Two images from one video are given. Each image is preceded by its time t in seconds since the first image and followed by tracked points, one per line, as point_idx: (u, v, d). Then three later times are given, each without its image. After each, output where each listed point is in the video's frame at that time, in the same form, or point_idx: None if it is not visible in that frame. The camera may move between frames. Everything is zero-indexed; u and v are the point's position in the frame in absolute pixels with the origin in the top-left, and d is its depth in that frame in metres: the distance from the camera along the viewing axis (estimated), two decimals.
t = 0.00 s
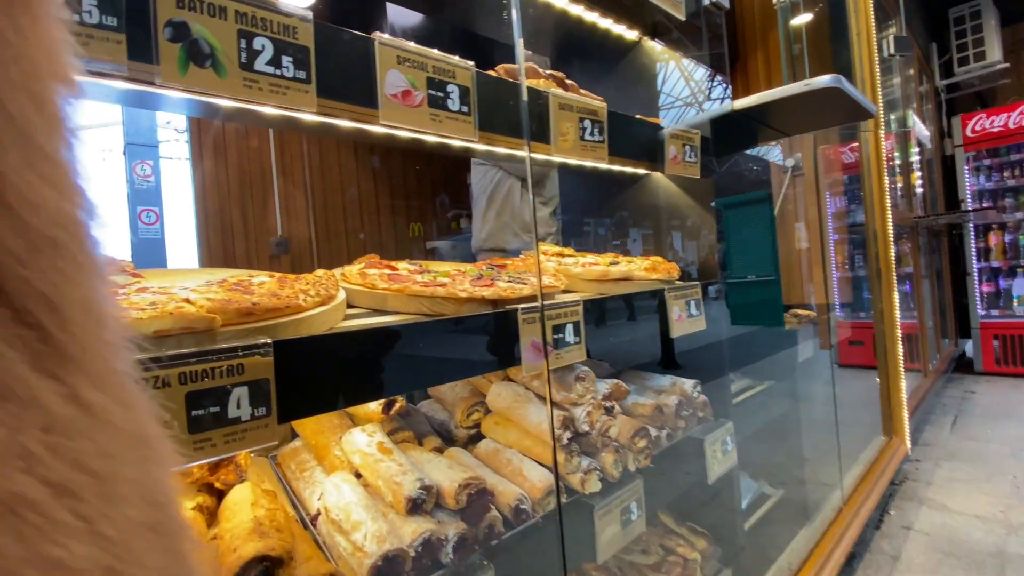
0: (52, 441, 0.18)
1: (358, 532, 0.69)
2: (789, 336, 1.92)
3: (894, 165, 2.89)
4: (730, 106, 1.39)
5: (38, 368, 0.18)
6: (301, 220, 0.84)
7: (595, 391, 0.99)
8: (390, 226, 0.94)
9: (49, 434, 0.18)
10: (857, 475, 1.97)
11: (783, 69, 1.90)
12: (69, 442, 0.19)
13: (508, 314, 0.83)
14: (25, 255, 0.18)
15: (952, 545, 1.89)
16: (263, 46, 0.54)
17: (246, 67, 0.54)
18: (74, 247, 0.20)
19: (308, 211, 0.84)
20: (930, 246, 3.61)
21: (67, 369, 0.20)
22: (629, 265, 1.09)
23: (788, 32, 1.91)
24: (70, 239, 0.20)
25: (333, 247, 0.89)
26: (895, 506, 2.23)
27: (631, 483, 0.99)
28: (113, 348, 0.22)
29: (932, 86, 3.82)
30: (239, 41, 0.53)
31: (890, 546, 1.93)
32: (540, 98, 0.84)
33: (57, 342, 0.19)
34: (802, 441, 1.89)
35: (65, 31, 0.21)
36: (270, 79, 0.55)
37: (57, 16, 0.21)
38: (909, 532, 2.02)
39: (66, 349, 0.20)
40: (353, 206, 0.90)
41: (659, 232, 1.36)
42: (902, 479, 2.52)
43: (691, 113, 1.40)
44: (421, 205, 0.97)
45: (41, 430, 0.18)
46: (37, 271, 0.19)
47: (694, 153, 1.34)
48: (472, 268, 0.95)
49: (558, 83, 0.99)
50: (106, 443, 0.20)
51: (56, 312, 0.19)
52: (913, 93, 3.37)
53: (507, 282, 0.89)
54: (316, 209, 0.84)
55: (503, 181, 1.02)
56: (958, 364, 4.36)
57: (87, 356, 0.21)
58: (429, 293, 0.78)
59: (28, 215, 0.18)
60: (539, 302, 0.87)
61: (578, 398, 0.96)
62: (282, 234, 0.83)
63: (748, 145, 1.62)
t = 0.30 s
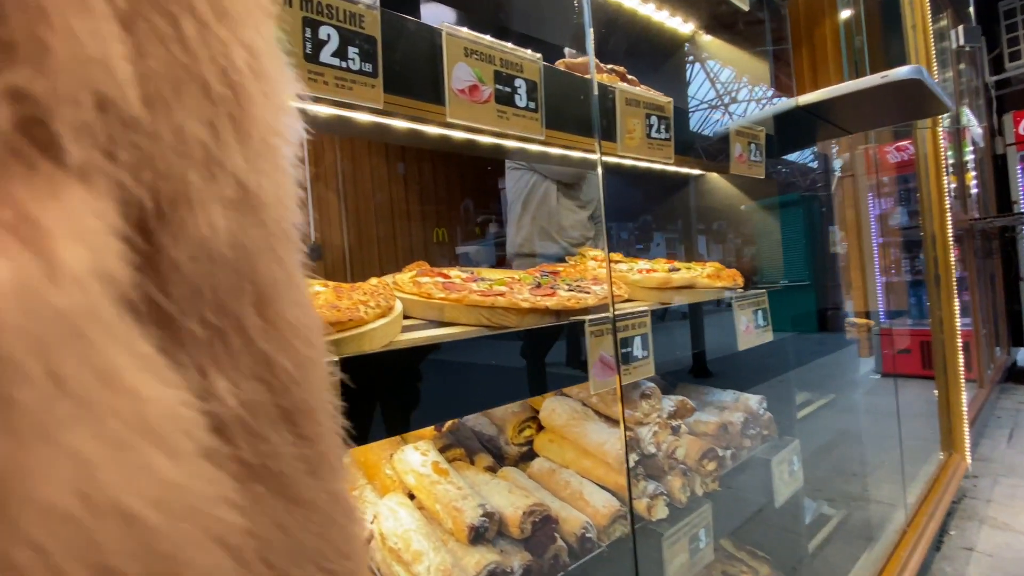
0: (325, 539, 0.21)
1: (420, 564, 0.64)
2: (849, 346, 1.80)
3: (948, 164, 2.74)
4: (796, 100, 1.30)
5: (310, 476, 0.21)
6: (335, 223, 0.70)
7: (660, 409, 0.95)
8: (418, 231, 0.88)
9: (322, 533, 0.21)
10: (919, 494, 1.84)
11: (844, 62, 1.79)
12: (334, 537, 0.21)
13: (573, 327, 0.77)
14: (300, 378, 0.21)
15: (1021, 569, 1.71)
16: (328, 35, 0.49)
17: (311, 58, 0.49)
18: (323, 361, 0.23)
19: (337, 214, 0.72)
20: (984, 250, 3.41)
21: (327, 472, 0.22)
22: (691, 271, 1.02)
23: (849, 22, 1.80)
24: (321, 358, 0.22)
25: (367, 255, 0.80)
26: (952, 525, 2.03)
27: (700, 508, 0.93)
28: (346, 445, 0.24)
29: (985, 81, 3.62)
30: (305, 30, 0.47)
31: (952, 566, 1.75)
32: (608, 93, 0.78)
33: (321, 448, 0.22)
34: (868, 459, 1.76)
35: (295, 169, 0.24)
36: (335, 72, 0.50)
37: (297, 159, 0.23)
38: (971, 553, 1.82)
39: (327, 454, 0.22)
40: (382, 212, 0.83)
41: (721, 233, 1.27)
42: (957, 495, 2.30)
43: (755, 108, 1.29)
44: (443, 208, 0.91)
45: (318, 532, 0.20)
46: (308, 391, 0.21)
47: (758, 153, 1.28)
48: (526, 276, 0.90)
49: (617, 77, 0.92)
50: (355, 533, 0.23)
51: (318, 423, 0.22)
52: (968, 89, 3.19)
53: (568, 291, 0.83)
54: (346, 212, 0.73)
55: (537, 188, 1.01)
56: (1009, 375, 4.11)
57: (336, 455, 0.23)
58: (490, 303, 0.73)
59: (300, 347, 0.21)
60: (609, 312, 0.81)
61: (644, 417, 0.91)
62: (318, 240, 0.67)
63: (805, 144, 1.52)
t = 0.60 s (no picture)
0: (382, 528, 0.20)
1: (457, 564, 0.62)
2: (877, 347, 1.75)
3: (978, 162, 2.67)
4: (828, 95, 1.26)
5: (364, 462, 0.21)
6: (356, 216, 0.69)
7: (697, 410, 0.93)
8: (438, 232, 0.84)
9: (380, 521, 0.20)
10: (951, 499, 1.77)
11: (876, 54, 1.73)
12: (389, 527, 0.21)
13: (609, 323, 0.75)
14: (349, 365, 0.21)
15: None
16: (371, 23, 0.48)
17: (354, 46, 0.48)
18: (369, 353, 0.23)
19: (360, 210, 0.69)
20: (1014, 250, 3.31)
21: (377, 460, 0.22)
22: (725, 267, 0.99)
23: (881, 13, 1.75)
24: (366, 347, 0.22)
25: (387, 254, 0.76)
26: (983, 530, 1.95)
27: (736, 512, 0.91)
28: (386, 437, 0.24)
29: (1012, 78, 3.53)
30: (348, 17, 0.47)
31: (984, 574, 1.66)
32: (645, 85, 0.76)
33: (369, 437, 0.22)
34: (900, 464, 1.71)
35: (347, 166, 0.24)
36: (376, 60, 0.50)
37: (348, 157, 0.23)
38: (1002, 559, 1.75)
39: (375, 442, 0.22)
40: (400, 213, 0.77)
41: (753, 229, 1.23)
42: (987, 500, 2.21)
43: (784, 105, 1.26)
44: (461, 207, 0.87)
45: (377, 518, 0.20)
46: (357, 377, 0.21)
47: (794, 147, 1.28)
48: (558, 273, 0.88)
49: (651, 69, 0.91)
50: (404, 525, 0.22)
51: (365, 410, 0.22)
52: (996, 84, 3.10)
53: (602, 287, 0.81)
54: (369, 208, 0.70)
55: (559, 186, 1.00)
56: None
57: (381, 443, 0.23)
58: (524, 299, 0.71)
59: (349, 334, 0.21)
60: (649, 310, 0.80)
61: (680, 417, 0.89)
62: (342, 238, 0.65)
63: (835, 140, 1.48)
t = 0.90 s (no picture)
0: (278, 514, 0.19)
1: (463, 569, 0.60)
2: (889, 348, 1.71)
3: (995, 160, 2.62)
4: (844, 90, 1.23)
5: (256, 445, 0.19)
6: (360, 212, 0.68)
7: (709, 412, 0.91)
8: (442, 230, 0.79)
9: (275, 506, 0.19)
10: (968, 505, 1.73)
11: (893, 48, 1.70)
12: (290, 513, 0.20)
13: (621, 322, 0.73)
14: (255, 348, 0.19)
15: None
16: (377, 12, 0.47)
17: (360, 35, 0.46)
18: (280, 335, 0.21)
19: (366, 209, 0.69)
20: None
21: (280, 445, 0.20)
22: (738, 266, 0.97)
23: (899, 7, 1.71)
24: (276, 328, 0.20)
25: (392, 253, 0.74)
26: (1002, 538, 1.91)
27: (748, 517, 0.88)
28: (302, 423, 0.23)
29: None
30: (354, 6, 0.46)
31: None
32: (658, 79, 0.74)
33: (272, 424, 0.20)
34: (914, 468, 1.68)
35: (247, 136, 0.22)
36: (384, 50, 0.48)
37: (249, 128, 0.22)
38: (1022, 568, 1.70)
39: (280, 429, 0.20)
40: (407, 211, 0.74)
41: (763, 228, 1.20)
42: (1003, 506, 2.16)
43: (799, 101, 1.23)
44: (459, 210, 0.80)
45: (267, 508, 0.19)
46: (258, 361, 0.19)
47: (808, 143, 1.26)
48: (567, 272, 0.86)
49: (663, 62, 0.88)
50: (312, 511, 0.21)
51: (270, 397, 0.20)
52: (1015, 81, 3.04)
53: (612, 286, 0.79)
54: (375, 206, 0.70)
55: (569, 184, 0.99)
56: None
57: (291, 431, 0.21)
58: (532, 297, 0.69)
59: (247, 312, 0.19)
60: (660, 309, 0.78)
61: (692, 420, 0.87)
62: (342, 237, 0.67)
63: (848, 137, 1.45)
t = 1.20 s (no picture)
0: (338, 471, 0.20)
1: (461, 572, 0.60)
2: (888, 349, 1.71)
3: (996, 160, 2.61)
4: (846, 90, 1.23)
5: (321, 409, 0.20)
6: (361, 213, 0.67)
7: (707, 413, 0.91)
8: (441, 230, 0.80)
9: (337, 465, 0.20)
10: (969, 507, 1.74)
11: (893, 49, 1.70)
12: (347, 470, 0.21)
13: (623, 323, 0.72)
14: (317, 321, 0.20)
15: None
16: (375, 9, 0.47)
17: (357, 32, 0.46)
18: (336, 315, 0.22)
19: (364, 207, 0.68)
20: None
21: (337, 412, 0.21)
22: (737, 267, 0.97)
23: (900, 7, 1.71)
24: (331, 308, 0.21)
25: (390, 252, 0.75)
26: (1003, 541, 1.91)
27: (747, 518, 0.88)
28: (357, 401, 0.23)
29: None
30: (352, 2, 0.45)
31: None
32: (658, 78, 0.74)
33: (332, 395, 0.21)
34: (914, 470, 1.68)
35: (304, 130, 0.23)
36: (381, 48, 0.48)
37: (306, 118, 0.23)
38: None
39: (339, 400, 0.21)
40: (406, 210, 0.75)
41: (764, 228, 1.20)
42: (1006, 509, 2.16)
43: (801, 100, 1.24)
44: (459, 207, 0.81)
45: (331, 469, 0.20)
46: (319, 336, 0.20)
47: (808, 144, 1.26)
48: (567, 272, 0.86)
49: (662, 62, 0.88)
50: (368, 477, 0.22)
51: (329, 370, 0.21)
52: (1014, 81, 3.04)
53: (611, 287, 0.79)
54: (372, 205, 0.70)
55: (568, 183, 0.99)
56: None
57: (348, 403, 0.22)
58: (530, 297, 0.69)
59: (306, 291, 0.20)
60: (659, 310, 0.77)
61: (691, 420, 0.87)
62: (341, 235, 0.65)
63: (848, 137, 1.45)
